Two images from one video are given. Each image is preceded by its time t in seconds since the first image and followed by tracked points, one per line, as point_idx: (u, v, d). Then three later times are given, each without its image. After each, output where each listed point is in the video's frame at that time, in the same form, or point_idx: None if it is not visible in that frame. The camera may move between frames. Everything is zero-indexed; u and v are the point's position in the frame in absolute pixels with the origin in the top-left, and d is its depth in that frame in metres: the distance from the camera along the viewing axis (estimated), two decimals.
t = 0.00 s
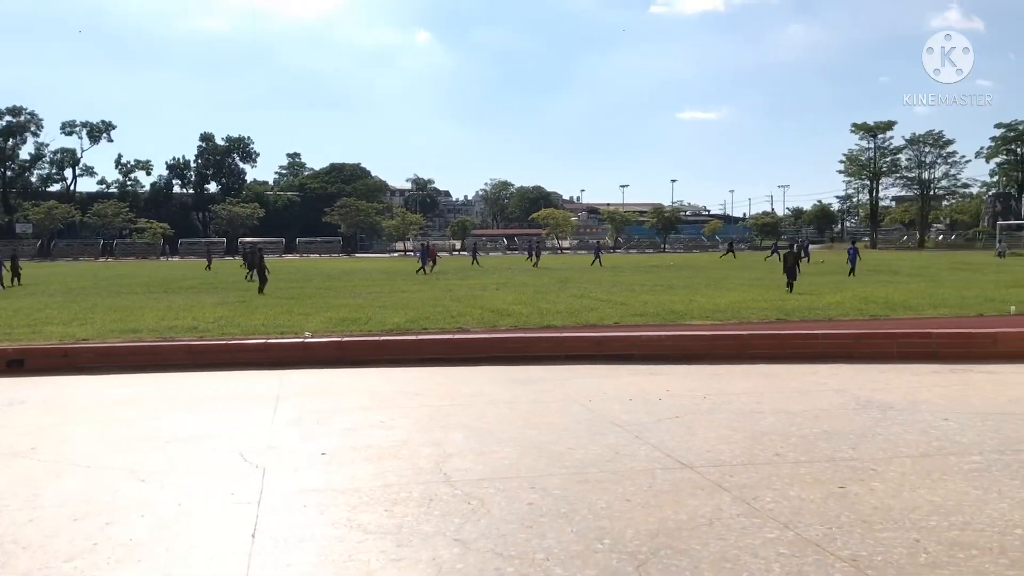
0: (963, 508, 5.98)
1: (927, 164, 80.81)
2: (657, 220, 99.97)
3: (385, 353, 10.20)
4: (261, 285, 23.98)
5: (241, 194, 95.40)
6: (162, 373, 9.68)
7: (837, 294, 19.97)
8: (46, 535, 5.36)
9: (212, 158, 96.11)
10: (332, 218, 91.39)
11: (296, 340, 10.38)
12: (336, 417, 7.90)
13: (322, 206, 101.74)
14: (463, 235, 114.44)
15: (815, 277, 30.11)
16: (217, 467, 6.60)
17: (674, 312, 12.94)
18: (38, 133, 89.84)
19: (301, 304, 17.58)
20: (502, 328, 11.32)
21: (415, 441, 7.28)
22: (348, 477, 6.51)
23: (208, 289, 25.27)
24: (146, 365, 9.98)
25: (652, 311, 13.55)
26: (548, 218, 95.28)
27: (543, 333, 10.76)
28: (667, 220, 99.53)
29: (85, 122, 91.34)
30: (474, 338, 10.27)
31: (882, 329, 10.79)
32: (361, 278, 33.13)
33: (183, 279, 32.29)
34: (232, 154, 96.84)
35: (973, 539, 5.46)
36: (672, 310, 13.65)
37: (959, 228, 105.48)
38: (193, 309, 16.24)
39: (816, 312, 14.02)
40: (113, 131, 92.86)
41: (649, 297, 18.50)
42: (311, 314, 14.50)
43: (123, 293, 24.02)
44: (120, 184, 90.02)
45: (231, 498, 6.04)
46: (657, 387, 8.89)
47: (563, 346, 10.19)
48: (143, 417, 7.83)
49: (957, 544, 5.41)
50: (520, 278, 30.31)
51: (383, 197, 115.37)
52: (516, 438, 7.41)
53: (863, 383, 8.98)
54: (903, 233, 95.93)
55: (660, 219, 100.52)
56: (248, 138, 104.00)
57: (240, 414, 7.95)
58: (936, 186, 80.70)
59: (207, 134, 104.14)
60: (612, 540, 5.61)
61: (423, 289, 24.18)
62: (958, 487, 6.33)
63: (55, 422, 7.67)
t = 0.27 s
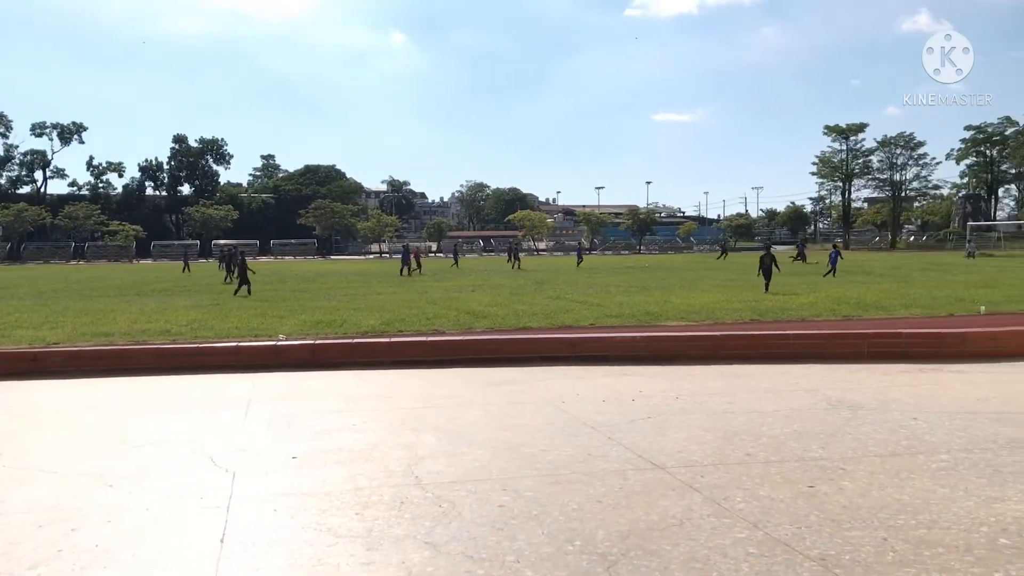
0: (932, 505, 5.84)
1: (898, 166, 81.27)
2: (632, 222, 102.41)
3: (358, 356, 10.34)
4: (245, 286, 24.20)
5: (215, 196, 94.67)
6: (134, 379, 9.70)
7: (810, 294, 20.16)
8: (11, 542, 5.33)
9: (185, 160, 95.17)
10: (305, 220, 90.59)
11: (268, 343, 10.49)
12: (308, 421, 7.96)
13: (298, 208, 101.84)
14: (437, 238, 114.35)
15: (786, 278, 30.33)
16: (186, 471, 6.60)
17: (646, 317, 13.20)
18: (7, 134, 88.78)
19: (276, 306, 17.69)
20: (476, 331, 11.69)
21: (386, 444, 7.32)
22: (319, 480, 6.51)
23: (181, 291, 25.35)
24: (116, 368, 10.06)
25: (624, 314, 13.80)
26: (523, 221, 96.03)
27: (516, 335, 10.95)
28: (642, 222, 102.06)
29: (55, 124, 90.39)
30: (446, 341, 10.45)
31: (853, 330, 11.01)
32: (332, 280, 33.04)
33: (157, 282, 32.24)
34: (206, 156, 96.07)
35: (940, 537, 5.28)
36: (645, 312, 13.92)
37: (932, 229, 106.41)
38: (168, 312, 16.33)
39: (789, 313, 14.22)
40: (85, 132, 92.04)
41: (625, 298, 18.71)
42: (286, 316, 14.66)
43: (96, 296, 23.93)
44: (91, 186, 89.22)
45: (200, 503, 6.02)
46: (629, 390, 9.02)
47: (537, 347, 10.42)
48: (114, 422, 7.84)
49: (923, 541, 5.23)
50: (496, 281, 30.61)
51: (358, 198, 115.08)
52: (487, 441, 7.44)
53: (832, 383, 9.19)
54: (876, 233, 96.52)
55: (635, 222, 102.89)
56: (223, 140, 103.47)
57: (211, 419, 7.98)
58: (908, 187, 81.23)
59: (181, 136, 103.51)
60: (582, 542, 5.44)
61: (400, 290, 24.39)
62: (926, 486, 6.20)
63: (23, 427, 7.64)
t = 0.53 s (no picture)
0: (907, 507, 5.86)
1: (878, 169, 82.01)
2: (616, 225, 105.49)
3: (340, 359, 10.33)
4: (238, 288, 24.32)
5: (197, 199, 94.12)
6: (113, 384, 9.66)
7: (790, 297, 20.33)
8: None
9: (166, 163, 94.48)
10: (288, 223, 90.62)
11: (248, 347, 10.45)
12: (290, 425, 7.96)
13: (280, 211, 101.97)
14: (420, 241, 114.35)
15: (765, 281, 30.57)
16: (165, 476, 6.57)
17: (628, 319, 13.29)
18: None
19: (257, 310, 17.67)
20: (460, 334, 11.76)
21: (368, 448, 7.31)
22: (300, 484, 6.46)
23: (160, 296, 25.28)
24: (95, 373, 10.02)
25: (607, 317, 13.87)
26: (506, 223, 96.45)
27: (498, 338, 10.99)
28: (625, 225, 105.16)
29: (34, 126, 89.53)
30: (428, 344, 10.47)
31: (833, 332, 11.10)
32: (312, 284, 32.95)
33: (134, 286, 32.05)
34: (187, 159, 95.50)
35: (918, 537, 5.32)
36: (627, 315, 14.01)
37: (911, 233, 107.68)
38: (149, 315, 16.30)
39: (771, 315, 14.31)
40: (64, 135, 91.24)
41: (607, 301, 18.82)
42: (268, 319, 14.68)
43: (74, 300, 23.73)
44: (71, 189, 88.49)
45: (180, 507, 5.96)
46: (610, 393, 9.06)
47: (519, 350, 10.49)
48: (92, 427, 7.79)
49: (901, 542, 5.27)
50: (478, 284, 30.65)
51: (341, 200, 114.94)
52: (469, 445, 7.43)
53: (812, 384, 9.29)
54: (855, 236, 97.36)
55: (619, 225, 105.83)
56: (205, 143, 102.88)
57: (192, 423, 7.98)
58: (888, 190, 82.01)
59: (163, 139, 102.88)
60: (564, 543, 5.35)
61: (382, 293, 24.40)
62: (905, 487, 6.25)
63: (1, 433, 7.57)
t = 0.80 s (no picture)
0: (895, 510, 5.89)
1: (866, 173, 82.35)
2: (605, 230, 107.07)
3: (329, 364, 10.32)
4: (238, 294, 24.35)
5: (186, 203, 93.73)
6: (100, 390, 9.61)
7: (780, 301, 20.38)
8: None
9: (155, 167, 94.09)
10: (277, 227, 90.51)
11: (237, 351, 10.42)
12: (279, 430, 7.94)
13: (270, 216, 102.05)
14: (410, 245, 114.40)
15: (754, 284, 30.68)
16: (153, 482, 6.52)
17: (617, 324, 13.31)
18: None
19: (246, 314, 17.63)
20: (449, 338, 11.76)
21: (357, 453, 7.29)
22: (289, 489, 6.43)
23: (147, 301, 25.17)
24: (82, 378, 9.97)
25: (597, 321, 13.89)
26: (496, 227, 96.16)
27: (488, 343, 10.99)
28: (614, 229, 106.56)
29: (21, 130, 88.95)
30: (418, 348, 10.47)
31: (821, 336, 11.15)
32: (299, 288, 32.82)
33: (120, 291, 31.88)
34: (176, 163, 95.19)
35: (905, 540, 5.34)
36: (617, 319, 14.03)
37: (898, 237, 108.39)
38: (138, 320, 16.25)
39: (760, 319, 14.34)
40: (52, 139, 90.72)
41: (596, 305, 18.84)
42: (257, 324, 14.65)
43: (61, 305, 23.59)
44: (58, 193, 87.96)
45: (168, 513, 5.90)
46: (600, 397, 9.08)
47: (509, 354, 10.50)
48: (80, 433, 7.73)
49: (889, 545, 5.29)
50: (468, 288, 30.64)
51: (330, 204, 114.93)
52: (459, 450, 7.42)
53: (801, 388, 9.32)
54: (844, 240, 97.83)
55: (608, 229, 107.25)
56: (194, 147, 102.50)
57: (180, 428, 7.95)
58: (876, 195, 82.48)
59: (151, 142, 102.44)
60: (553, 549, 5.34)
61: (371, 298, 24.36)
62: (892, 490, 6.28)
63: None
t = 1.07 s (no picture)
0: (891, 515, 5.89)
1: (861, 178, 82.55)
2: (600, 233, 106.10)
3: (325, 369, 10.30)
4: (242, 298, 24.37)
5: (182, 208, 93.63)
6: (95, 395, 9.59)
7: (775, 305, 20.36)
8: None
9: (150, 172, 94.02)
10: (273, 232, 90.50)
11: (233, 356, 10.40)
12: (274, 435, 7.92)
13: (265, 221, 102.07)
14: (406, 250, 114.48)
15: (748, 289, 30.76)
16: (148, 488, 6.50)
17: (613, 329, 13.32)
18: None
19: (242, 319, 17.62)
20: (445, 343, 11.77)
21: (353, 458, 7.28)
22: (284, 494, 6.40)
23: (143, 306, 25.15)
24: (77, 383, 9.94)
25: (592, 326, 13.90)
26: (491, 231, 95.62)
27: (484, 348, 10.98)
28: (609, 233, 105.74)
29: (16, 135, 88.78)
30: (414, 353, 10.46)
31: (817, 341, 11.15)
32: (295, 293, 32.81)
33: (113, 296, 31.83)
34: (172, 168, 95.07)
35: (901, 545, 5.34)
36: (612, 324, 14.04)
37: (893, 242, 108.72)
38: (133, 325, 16.24)
39: (756, 324, 14.35)
40: (48, 144, 90.59)
41: (592, 309, 18.87)
42: (253, 328, 14.64)
43: (56, 310, 23.52)
44: (54, 198, 87.81)
45: (163, 519, 5.87)
46: (595, 402, 9.07)
47: (505, 359, 10.49)
48: (74, 439, 7.71)
49: (884, 550, 5.29)
50: (463, 292, 30.67)
51: (326, 209, 114.99)
52: (455, 455, 7.41)
53: (796, 394, 9.32)
54: (839, 246, 98.13)
55: (603, 233, 106.36)
56: (190, 152, 102.46)
57: (175, 434, 7.93)
58: (871, 200, 82.78)
59: (147, 147, 102.38)
60: (549, 554, 5.33)
61: (367, 303, 24.37)
62: (887, 495, 6.28)
63: None
